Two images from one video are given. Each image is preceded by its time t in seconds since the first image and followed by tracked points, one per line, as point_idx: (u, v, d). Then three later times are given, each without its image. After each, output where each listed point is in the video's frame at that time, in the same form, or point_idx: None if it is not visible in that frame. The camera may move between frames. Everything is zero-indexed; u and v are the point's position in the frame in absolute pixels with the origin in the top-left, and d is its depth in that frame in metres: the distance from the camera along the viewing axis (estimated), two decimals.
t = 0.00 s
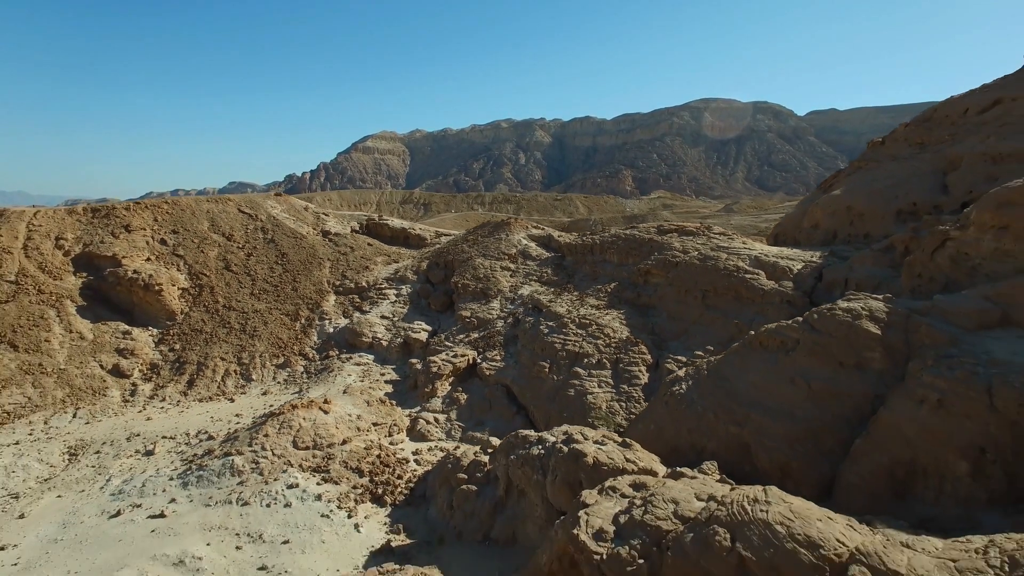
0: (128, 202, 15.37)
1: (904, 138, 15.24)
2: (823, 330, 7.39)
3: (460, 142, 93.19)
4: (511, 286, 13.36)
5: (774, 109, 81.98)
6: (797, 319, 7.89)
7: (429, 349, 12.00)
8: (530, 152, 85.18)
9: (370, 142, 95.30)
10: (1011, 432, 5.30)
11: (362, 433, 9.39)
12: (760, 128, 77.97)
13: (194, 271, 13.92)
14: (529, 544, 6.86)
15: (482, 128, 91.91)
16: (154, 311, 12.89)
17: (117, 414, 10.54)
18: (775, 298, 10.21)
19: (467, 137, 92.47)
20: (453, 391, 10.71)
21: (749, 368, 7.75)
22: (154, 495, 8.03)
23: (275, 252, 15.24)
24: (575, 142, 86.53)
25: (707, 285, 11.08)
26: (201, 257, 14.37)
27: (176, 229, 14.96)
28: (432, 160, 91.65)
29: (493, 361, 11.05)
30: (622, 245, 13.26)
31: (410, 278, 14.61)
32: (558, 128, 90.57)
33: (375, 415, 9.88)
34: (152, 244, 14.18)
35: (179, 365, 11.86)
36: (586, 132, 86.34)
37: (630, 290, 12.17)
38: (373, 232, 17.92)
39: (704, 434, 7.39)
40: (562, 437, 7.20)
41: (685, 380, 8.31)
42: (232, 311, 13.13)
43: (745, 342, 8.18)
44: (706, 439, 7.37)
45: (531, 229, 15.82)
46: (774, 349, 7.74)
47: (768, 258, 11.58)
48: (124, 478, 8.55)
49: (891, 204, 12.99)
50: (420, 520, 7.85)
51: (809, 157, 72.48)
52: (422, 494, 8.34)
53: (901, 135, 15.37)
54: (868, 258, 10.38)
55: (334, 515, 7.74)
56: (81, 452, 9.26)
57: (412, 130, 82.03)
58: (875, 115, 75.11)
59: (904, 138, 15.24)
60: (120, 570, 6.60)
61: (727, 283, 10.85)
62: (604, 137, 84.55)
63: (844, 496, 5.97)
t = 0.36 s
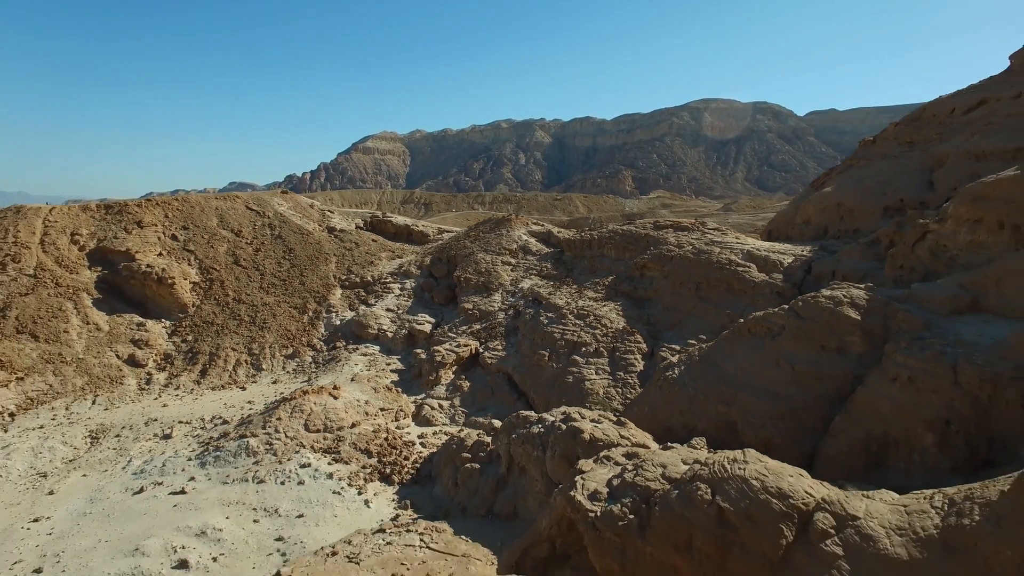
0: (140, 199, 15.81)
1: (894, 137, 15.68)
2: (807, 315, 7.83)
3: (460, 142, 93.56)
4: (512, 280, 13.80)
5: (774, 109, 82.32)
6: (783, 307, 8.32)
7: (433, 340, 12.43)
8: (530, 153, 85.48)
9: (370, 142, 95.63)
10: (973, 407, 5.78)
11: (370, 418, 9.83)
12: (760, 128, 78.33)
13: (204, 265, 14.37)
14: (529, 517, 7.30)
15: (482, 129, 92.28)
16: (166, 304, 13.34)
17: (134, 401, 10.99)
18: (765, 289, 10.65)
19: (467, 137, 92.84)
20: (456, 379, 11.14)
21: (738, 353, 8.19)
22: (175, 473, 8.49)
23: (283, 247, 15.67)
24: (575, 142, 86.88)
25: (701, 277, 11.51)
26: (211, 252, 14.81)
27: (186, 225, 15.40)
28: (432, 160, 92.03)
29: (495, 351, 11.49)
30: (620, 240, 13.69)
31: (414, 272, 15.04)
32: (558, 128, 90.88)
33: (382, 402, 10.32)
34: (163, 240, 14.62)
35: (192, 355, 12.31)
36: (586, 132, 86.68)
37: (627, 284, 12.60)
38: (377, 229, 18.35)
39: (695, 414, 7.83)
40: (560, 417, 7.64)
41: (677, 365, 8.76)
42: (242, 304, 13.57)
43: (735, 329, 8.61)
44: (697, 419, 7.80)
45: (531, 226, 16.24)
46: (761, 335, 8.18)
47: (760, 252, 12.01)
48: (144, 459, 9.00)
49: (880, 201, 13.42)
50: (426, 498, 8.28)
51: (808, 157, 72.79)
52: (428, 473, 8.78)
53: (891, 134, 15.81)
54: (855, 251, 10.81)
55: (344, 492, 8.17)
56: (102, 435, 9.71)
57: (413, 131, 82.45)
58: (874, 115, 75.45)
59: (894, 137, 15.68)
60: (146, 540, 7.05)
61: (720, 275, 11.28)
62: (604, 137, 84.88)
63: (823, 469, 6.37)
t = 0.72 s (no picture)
0: (151, 197, 16.27)
1: (884, 136, 16.12)
2: (793, 303, 8.29)
3: (460, 143, 93.95)
4: (513, 274, 14.24)
5: (773, 109, 82.72)
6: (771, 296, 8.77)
7: (437, 331, 12.87)
8: (531, 153, 85.87)
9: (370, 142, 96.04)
10: (942, 384, 6.21)
11: (377, 404, 10.26)
12: (759, 129, 78.69)
13: (214, 260, 14.81)
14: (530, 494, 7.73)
15: (482, 129, 92.73)
16: (178, 298, 13.80)
17: (150, 390, 11.44)
18: (757, 282, 11.09)
19: (467, 138, 93.24)
20: (459, 369, 11.58)
21: (728, 339, 8.63)
22: (193, 455, 8.95)
23: (290, 243, 16.10)
24: (575, 143, 87.28)
25: (695, 271, 11.96)
26: (220, 248, 15.25)
27: (196, 222, 15.84)
28: (432, 160, 92.43)
29: (497, 341, 11.94)
30: (617, 236, 14.12)
31: (418, 267, 15.49)
32: (558, 129, 91.24)
33: (388, 389, 10.76)
34: (174, 236, 15.06)
35: (204, 346, 12.75)
36: (586, 133, 87.03)
37: (624, 277, 13.04)
38: (381, 226, 18.80)
39: (687, 396, 8.28)
40: (560, 398, 8.09)
41: (671, 353, 9.23)
42: (251, 298, 14.01)
43: (725, 318, 9.06)
44: (689, 402, 8.23)
45: (531, 223, 16.68)
46: (750, 323, 8.63)
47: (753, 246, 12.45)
48: (162, 443, 9.44)
49: (870, 197, 13.86)
50: (432, 477, 8.70)
51: (808, 157, 73.16)
52: (434, 455, 9.21)
53: (882, 133, 16.26)
54: (843, 245, 11.24)
55: (354, 472, 8.60)
56: (121, 421, 10.16)
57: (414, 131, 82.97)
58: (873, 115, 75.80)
59: (885, 136, 16.12)
60: (170, 514, 7.50)
61: (713, 268, 11.73)
62: (604, 138, 85.21)
63: (806, 446, 6.81)
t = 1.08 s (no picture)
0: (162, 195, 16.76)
1: (875, 135, 16.59)
2: (779, 292, 8.76)
3: (461, 143, 94.39)
4: (514, 269, 14.71)
5: (773, 109, 83.14)
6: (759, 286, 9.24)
7: (441, 323, 13.35)
8: (531, 153, 86.33)
9: (371, 142, 96.54)
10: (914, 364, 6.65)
11: (385, 391, 10.74)
12: (759, 129, 79.11)
13: (225, 255, 15.28)
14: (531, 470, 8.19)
15: (482, 130, 93.20)
16: (191, 291, 14.29)
17: (167, 378, 11.94)
18: (748, 274, 11.56)
19: (467, 138, 93.68)
20: (463, 358, 12.05)
21: (718, 326, 9.10)
22: (211, 437, 9.44)
23: (297, 239, 16.58)
24: (575, 143, 87.71)
25: (689, 264, 12.44)
26: (230, 243, 15.72)
27: (207, 218, 16.32)
28: (433, 160, 92.88)
29: (499, 332, 12.42)
30: (615, 231, 14.58)
31: (422, 263, 15.97)
32: (558, 129, 91.71)
33: (395, 377, 11.24)
34: (186, 232, 15.54)
35: (216, 337, 13.23)
36: (586, 133, 87.49)
37: (622, 271, 13.51)
38: (385, 223, 19.27)
39: (679, 380, 8.76)
40: (559, 382, 8.57)
41: (665, 340, 9.73)
42: (261, 292, 14.49)
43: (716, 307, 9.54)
44: (681, 385, 8.70)
45: (532, 219, 17.16)
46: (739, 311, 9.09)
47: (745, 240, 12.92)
48: (181, 426, 9.92)
49: (859, 194, 14.33)
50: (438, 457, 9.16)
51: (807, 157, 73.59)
52: (439, 437, 9.68)
53: (873, 132, 16.73)
54: (832, 239, 11.69)
55: (364, 452, 9.09)
56: (140, 407, 10.64)
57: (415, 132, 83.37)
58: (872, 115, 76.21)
59: (875, 135, 16.59)
60: (193, 490, 7.99)
61: (706, 261, 12.20)
62: (603, 138, 85.63)
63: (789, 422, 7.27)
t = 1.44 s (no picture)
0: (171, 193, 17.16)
1: (868, 133, 17.00)
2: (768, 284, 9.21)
3: (461, 143, 94.59)
4: (515, 264, 15.12)
5: (773, 109, 83.40)
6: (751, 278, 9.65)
7: (444, 316, 13.76)
8: (531, 153, 86.54)
9: (371, 142, 96.77)
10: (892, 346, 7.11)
11: (391, 379, 11.18)
12: (758, 128, 79.39)
13: (233, 251, 15.71)
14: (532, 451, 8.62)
15: (483, 130, 93.44)
16: (201, 286, 14.73)
17: (180, 368, 12.39)
18: (741, 268, 12.01)
19: (467, 138, 93.86)
20: (466, 349, 12.48)
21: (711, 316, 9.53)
22: (226, 423, 9.88)
23: (304, 236, 17.00)
24: (575, 143, 87.90)
25: (685, 259, 12.86)
26: (238, 239, 16.14)
27: (215, 215, 16.73)
28: (433, 160, 93.06)
29: (500, 324, 12.85)
30: (613, 228, 15.00)
31: (425, 259, 16.39)
32: (558, 129, 91.92)
33: (401, 367, 11.67)
34: (195, 229, 15.96)
35: (227, 330, 13.67)
36: (586, 133, 87.72)
37: (619, 266, 13.93)
38: (388, 220, 19.68)
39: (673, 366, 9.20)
40: (558, 368, 9.02)
41: (661, 330, 10.18)
42: (269, 286, 14.93)
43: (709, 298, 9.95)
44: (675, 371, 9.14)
45: (532, 217, 17.56)
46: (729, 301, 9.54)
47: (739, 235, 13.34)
48: (196, 413, 10.36)
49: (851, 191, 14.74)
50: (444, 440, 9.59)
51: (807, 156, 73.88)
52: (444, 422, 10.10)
53: (865, 131, 17.13)
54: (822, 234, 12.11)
55: (372, 436, 9.50)
56: (156, 395, 11.08)
57: (415, 132, 83.82)
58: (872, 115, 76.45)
59: (868, 134, 16.99)
60: (211, 470, 8.42)
61: (701, 256, 12.63)
62: (603, 138, 85.81)
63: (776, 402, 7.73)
